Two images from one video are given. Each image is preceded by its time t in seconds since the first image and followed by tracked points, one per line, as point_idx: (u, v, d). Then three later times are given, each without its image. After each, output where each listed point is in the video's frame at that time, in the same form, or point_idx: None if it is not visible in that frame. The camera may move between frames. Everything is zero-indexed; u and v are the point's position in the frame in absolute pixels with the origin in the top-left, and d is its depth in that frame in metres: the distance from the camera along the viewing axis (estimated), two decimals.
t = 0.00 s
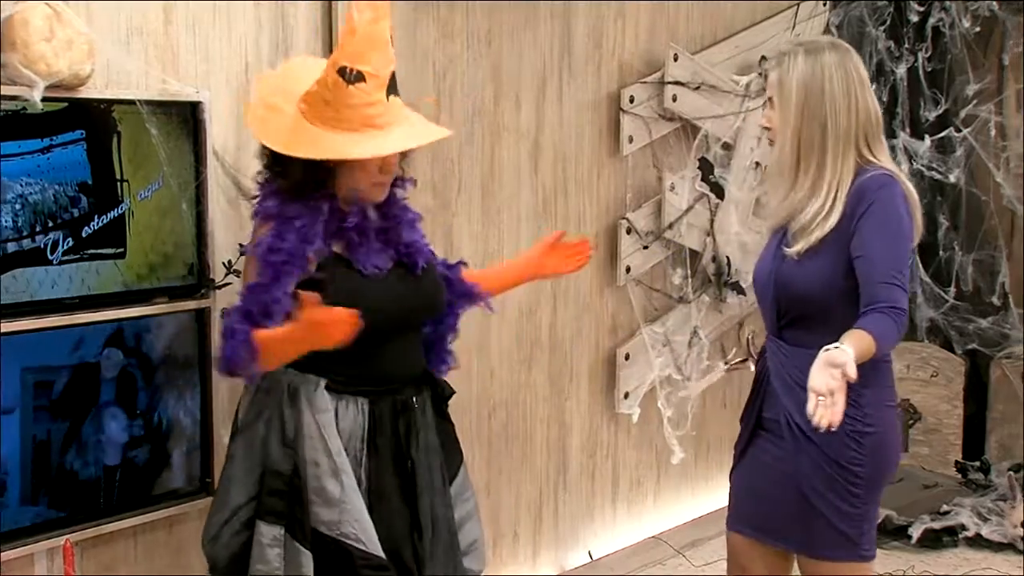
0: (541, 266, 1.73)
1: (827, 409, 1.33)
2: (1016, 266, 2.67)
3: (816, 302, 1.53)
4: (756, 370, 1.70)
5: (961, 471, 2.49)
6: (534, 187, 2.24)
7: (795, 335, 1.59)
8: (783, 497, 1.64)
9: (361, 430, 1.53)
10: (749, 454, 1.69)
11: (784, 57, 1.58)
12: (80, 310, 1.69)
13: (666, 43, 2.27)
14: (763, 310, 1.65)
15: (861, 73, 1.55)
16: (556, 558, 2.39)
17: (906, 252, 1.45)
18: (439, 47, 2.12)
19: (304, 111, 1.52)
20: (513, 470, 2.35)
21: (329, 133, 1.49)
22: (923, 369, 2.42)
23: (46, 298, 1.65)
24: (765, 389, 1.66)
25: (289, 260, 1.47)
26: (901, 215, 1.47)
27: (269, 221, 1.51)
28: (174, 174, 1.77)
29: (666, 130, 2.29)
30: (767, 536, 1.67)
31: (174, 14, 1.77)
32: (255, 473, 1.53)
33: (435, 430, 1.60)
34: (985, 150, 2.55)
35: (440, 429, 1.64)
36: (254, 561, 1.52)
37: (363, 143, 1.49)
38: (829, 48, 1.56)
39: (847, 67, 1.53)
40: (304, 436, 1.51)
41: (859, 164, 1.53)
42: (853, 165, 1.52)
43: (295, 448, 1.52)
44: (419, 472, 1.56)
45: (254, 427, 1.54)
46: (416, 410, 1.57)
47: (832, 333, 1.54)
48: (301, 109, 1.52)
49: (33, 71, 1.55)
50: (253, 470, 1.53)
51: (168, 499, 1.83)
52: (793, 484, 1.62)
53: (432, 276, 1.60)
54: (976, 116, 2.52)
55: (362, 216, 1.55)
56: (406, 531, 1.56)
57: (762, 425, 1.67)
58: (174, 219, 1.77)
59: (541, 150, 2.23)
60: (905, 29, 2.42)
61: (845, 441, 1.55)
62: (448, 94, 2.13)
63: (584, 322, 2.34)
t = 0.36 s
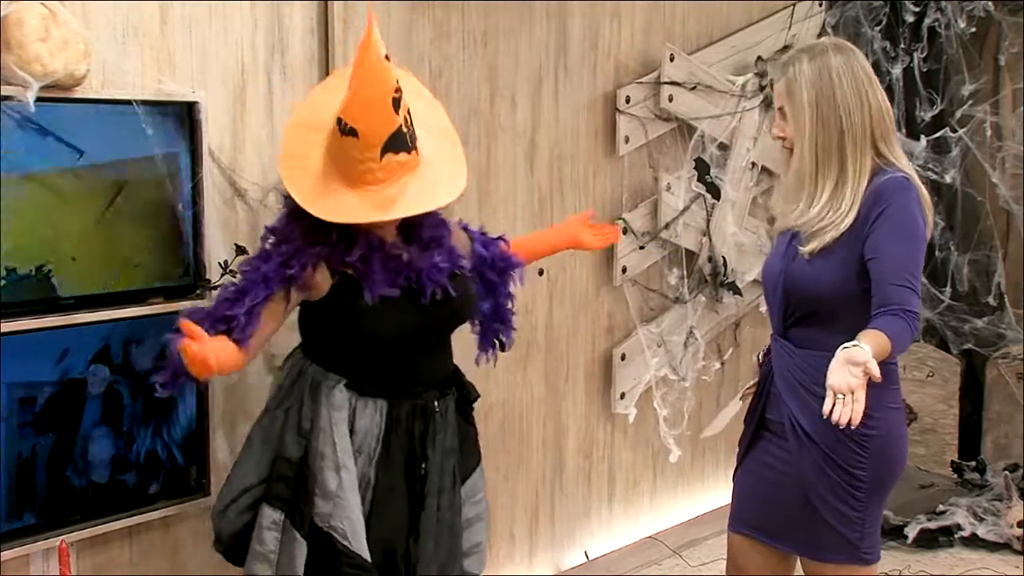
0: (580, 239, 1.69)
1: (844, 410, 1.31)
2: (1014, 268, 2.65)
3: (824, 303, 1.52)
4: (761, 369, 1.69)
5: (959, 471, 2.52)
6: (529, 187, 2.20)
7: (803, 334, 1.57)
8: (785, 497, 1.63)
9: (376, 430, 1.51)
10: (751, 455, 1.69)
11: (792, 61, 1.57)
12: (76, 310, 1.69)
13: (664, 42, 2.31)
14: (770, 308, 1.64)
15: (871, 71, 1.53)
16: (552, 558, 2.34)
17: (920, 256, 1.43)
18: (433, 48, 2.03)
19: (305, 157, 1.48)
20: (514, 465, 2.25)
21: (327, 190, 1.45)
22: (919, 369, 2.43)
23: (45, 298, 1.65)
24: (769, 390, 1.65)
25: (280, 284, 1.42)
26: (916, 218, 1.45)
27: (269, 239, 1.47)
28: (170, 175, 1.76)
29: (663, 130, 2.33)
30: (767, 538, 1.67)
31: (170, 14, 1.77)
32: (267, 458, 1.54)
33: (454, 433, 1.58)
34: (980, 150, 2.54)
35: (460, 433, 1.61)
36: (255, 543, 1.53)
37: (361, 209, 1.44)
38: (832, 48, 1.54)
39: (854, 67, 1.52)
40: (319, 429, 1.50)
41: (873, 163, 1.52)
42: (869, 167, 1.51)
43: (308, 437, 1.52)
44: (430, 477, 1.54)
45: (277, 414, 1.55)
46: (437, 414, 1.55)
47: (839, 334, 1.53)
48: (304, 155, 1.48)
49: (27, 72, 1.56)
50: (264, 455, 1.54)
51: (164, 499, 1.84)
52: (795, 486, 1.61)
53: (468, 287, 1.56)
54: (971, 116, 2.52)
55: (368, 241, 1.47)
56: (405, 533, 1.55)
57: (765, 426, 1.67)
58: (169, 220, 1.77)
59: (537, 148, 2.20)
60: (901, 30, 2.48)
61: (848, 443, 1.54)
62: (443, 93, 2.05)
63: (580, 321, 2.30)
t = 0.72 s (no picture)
0: (615, 211, 1.77)
1: (875, 425, 1.28)
2: (1014, 267, 2.65)
3: (826, 306, 1.49)
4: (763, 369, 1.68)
5: (955, 471, 2.56)
6: (528, 188, 2.21)
7: (805, 334, 1.55)
8: (785, 499, 1.63)
9: (414, 431, 1.54)
10: (753, 456, 1.68)
11: (762, 87, 1.54)
12: (75, 310, 1.70)
13: (663, 43, 2.31)
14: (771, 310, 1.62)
15: (844, 77, 1.49)
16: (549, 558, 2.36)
17: (926, 261, 1.41)
18: (432, 49, 2.04)
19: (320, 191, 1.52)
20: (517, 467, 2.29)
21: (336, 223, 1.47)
22: (918, 369, 2.48)
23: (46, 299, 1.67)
24: (770, 390, 1.64)
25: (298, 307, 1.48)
26: (924, 222, 1.42)
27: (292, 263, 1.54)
28: (169, 175, 1.77)
29: (662, 130, 2.33)
30: (769, 539, 1.66)
31: (169, 13, 1.77)
32: (315, 465, 1.59)
33: (497, 426, 1.58)
34: (978, 151, 2.54)
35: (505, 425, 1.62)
36: (309, 544, 1.59)
37: (369, 242, 1.45)
38: (795, 62, 1.51)
39: (821, 78, 1.48)
40: (356, 432, 1.55)
41: (865, 167, 1.47)
42: (861, 174, 1.46)
43: (347, 441, 1.56)
44: (477, 470, 1.55)
45: (324, 422, 1.60)
46: (473, 416, 1.55)
47: (841, 339, 1.50)
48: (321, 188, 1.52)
49: (26, 71, 1.56)
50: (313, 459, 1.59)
51: (163, 499, 1.84)
52: (795, 487, 1.60)
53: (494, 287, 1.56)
54: (969, 116, 2.52)
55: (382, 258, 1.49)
56: (459, 526, 1.55)
57: (768, 426, 1.65)
58: (168, 220, 1.77)
59: (537, 148, 2.20)
60: (900, 30, 2.46)
61: (847, 444, 1.52)
62: (442, 93, 2.06)
63: (580, 321, 2.32)
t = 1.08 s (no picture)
0: (613, 233, 1.79)
1: (837, 434, 1.30)
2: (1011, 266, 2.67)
3: (823, 307, 1.49)
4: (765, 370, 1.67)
5: (955, 471, 2.54)
6: (527, 187, 2.22)
7: (803, 336, 1.55)
8: (784, 500, 1.62)
9: (418, 426, 1.56)
10: (756, 458, 1.67)
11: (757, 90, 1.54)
12: (74, 310, 1.69)
13: (661, 43, 2.31)
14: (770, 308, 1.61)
15: (836, 79, 1.49)
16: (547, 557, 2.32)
17: (919, 263, 1.40)
18: (431, 48, 2.08)
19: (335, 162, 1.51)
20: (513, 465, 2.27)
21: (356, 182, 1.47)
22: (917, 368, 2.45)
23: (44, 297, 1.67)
24: (772, 391, 1.63)
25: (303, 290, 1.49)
26: (918, 222, 1.41)
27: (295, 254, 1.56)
28: (168, 175, 1.76)
29: (660, 130, 2.33)
30: (774, 542, 1.65)
31: (168, 13, 1.77)
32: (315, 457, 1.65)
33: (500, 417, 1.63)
34: (977, 151, 2.55)
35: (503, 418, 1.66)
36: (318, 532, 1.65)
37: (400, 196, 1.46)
38: (789, 63, 1.51)
39: (815, 79, 1.48)
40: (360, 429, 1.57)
41: (860, 168, 1.47)
42: (855, 175, 1.46)
43: (347, 438, 1.59)
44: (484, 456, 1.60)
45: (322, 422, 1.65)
46: (474, 409, 1.59)
47: (838, 340, 1.50)
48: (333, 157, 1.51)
49: (26, 70, 1.56)
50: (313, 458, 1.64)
51: (162, 499, 1.84)
52: (796, 489, 1.59)
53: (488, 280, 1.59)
54: (968, 116, 2.53)
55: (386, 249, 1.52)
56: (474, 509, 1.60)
57: (769, 427, 1.65)
58: (167, 220, 1.77)
59: (536, 148, 2.21)
60: (900, 30, 2.44)
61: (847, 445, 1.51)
62: (440, 90, 2.09)
63: (579, 321, 2.36)
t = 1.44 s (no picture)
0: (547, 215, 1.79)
1: (835, 436, 1.29)
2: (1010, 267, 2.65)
3: (821, 308, 1.49)
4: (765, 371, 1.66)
5: (953, 471, 2.58)
6: (526, 187, 2.19)
7: (801, 336, 1.55)
8: (784, 502, 1.61)
9: (426, 419, 1.58)
10: (755, 458, 1.66)
11: (780, 67, 1.52)
12: (73, 310, 1.69)
13: (660, 43, 2.31)
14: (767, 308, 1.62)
15: (860, 82, 1.48)
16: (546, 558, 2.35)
17: (918, 262, 1.40)
18: (429, 46, 2.04)
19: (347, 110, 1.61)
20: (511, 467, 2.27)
21: (388, 110, 1.57)
22: (916, 369, 2.52)
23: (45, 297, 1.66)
24: (771, 392, 1.63)
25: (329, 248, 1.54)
26: (917, 222, 1.41)
27: (311, 223, 1.60)
28: (167, 175, 1.76)
29: (660, 130, 2.35)
30: (772, 543, 1.64)
31: (167, 14, 1.77)
32: (314, 453, 1.64)
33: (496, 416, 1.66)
34: (976, 151, 2.55)
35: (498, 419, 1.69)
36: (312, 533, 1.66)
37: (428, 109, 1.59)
38: (823, 51, 1.50)
39: (841, 76, 1.47)
40: (370, 422, 1.57)
41: (860, 174, 1.46)
42: (853, 182, 1.46)
43: (352, 435, 1.60)
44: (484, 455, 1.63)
45: (317, 415, 1.65)
46: (476, 400, 1.63)
47: (836, 341, 1.50)
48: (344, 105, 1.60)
49: (24, 71, 1.55)
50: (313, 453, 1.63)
51: (161, 499, 1.84)
52: (795, 490, 1.59)
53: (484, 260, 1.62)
54: (967, 116, 2.53)
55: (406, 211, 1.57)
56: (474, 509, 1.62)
57: (769, 428, 1.64)
58: (166, 220, 1.77)
59: (535, 148, 2.19)
60: (898, 30, 2.46)
61: (846, 447, 1.51)
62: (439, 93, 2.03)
63: (577, 320, 2.32)
